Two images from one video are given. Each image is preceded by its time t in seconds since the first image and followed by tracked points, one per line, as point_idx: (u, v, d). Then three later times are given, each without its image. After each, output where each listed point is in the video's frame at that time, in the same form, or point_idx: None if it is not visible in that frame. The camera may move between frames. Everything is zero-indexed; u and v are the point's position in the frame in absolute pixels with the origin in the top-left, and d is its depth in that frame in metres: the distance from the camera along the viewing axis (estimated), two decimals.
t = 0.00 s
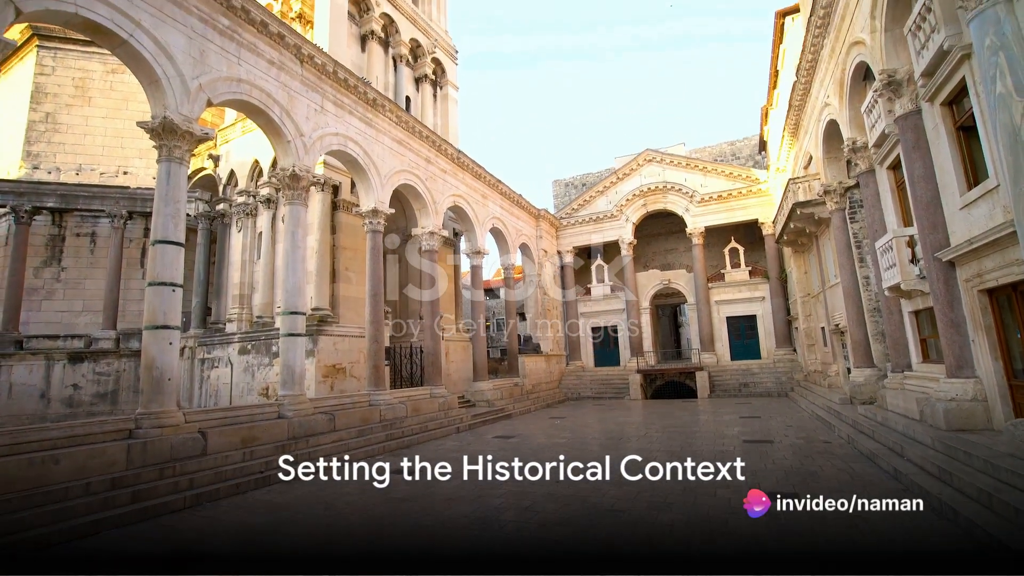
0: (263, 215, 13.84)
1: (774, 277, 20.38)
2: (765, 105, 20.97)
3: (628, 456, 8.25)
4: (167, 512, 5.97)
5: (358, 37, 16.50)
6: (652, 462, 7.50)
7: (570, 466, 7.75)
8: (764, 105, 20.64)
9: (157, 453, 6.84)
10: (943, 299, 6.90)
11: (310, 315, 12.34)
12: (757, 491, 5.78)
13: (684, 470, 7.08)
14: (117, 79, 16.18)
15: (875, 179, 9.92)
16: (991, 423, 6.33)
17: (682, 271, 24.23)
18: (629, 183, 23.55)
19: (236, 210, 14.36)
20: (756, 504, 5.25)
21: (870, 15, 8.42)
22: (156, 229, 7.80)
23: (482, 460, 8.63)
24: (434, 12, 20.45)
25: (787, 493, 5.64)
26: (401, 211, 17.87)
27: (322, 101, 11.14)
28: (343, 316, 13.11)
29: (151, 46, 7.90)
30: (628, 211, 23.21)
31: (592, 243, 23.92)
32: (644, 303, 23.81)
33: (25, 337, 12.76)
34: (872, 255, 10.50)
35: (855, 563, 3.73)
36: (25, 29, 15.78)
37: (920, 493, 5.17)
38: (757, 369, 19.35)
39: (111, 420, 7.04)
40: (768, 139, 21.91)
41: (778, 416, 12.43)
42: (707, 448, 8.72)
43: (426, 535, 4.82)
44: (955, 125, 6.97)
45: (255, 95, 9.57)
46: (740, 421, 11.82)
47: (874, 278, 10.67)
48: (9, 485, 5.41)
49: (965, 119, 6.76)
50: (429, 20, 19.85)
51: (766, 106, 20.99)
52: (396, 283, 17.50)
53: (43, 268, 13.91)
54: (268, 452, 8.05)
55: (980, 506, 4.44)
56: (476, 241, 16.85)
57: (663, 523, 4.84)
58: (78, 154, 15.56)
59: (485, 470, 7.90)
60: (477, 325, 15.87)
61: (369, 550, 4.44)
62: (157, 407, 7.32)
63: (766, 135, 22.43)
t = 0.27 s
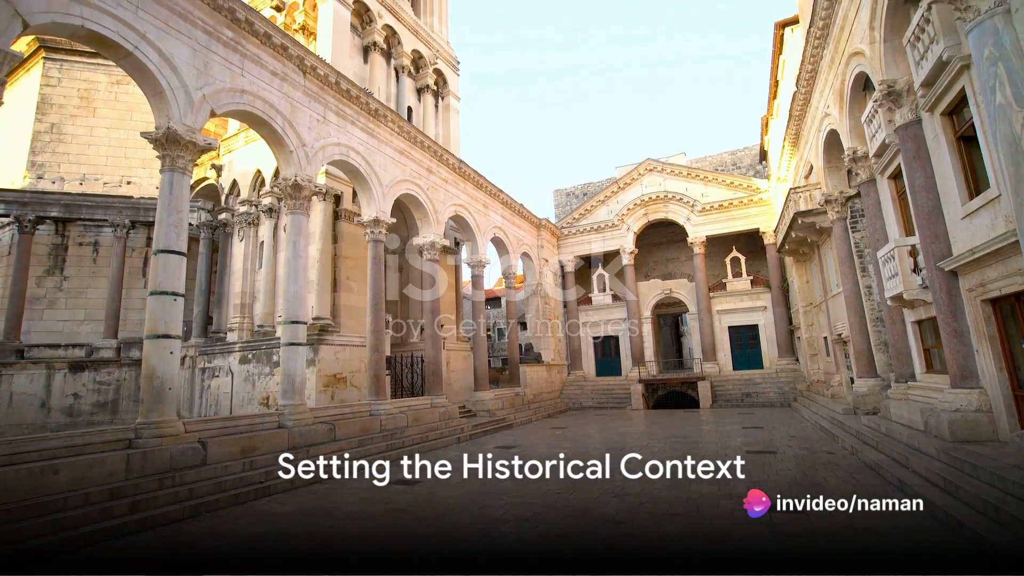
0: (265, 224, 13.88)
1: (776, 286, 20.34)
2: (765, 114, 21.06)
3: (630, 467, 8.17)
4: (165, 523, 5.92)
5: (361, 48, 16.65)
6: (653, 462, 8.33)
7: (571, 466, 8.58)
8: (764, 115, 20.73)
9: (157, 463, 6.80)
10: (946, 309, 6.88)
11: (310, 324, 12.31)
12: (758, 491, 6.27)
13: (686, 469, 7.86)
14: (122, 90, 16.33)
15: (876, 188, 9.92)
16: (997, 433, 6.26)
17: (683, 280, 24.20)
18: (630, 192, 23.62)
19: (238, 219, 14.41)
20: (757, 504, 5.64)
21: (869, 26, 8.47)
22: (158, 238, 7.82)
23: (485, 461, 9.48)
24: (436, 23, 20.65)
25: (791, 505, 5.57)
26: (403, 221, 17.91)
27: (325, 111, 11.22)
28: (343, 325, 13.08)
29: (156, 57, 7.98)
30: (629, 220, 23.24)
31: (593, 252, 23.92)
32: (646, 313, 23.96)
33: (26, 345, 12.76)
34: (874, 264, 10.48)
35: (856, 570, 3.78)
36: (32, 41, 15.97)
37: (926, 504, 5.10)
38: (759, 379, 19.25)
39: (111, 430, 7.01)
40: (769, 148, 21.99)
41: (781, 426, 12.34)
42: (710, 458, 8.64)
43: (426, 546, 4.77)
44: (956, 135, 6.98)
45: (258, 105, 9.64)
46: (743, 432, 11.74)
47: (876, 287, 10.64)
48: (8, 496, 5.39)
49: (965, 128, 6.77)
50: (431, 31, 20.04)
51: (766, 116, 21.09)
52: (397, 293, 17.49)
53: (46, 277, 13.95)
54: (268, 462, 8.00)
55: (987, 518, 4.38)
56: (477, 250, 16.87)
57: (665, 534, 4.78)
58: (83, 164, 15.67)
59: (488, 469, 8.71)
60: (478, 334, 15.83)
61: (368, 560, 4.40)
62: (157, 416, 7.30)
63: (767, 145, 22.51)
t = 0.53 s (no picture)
0: (267, 232, 13.91)
1: (777, 294, 20.30)
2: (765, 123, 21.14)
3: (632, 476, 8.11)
4: (164, 531, 5.88)
5: (363, 58, 16.78)
6: (654, 463, 8.97)
7: (571, 465, 9.21)
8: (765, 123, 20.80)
9: (157, 470, 6.77)
10: (949, 317, 6.86)
11: (311, 331, 12.30)
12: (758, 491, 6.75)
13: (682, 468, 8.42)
14: (127, 99, 16.47)
15: (877, 196, 9.93)
16: (1002, 443, 6.20)
17: (685, 288, 24.18)
18: (631, 200, 23.67)
19: (240, 227, 14.46)
20: (756, 504, 6.03)
21: (869, 36, 8.52)
22: (160, 245, 7.83)
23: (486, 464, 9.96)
24: (439, 33, 20.82)
25: (794, 515, 5.51)
26: (404, 228, 17.95)
27: (328, 119, 11.30)
28: (344, 332, 13.07)
29: (160, 66, 8.05)
30: (630, 228, 23.28)
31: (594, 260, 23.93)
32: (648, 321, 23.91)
33: (28, 352, 12.77)
34: (875, 272, 10.47)
35: None
36: (39, 50, 16.13)
37: (932, 516, 5.04)
38: (761, 387, 19.16)
39: (111, 437, 6.98)
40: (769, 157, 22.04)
41: (784, 435, 12.26)
42: (712, 468, 8.57)
43: (426, 556, 4.72)
44: (956, 143, 7.00)
45: (260, 114, 9.70)
46: (745, 441, 11.67)
47: (878, 296, 10.62)
48: (6, 503, 5.36)
49: (966, 137, 6.79)
50: (433, 41, 20.19)
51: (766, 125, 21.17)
52: (398, 300, 17.49)
53: (48, 283, 13.99)
54: (268, 470, 7.96)
55: (994, 530, 4.32)
56: (478, 258, 16.89)
57: (668, 545, 4.73)
58: (86, 171, 15.76)
59: (488, 470, 9.20)
60: (480, 341, 15.81)
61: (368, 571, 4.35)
62: (157, 424, 7.27)
63: (767, 153, 22.57)
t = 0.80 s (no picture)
0: (269, 240, 13.94)
1: (779, 304, 20.29)
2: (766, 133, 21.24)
3: (633, 486, 8.07)
4: (162, 541, 5.84)
5: (366, 67, 16.93)
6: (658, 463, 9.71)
7: (571, 475, 9.24)
8: (765, 133, 20.90)
9: (155, 479, 6.73)
10: (951, 327, 6.85)
11: (312, 339, 12.29)
12: (757, 491, 7.39)
13: (681, 473, 9.06)
14: (132, 107, 16.61)
15: (878, 206, 9.95)
16: (1006, 455, 6.16)
17: (686, 297, 24.16)
18: (632, 209, 23.74)
19: (243, 235, 14.51)
20: (756, 503, 6.62)
21: (868, 47, 8.59)
22: (163, 253, 7.86)
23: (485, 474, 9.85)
24: (442, 43, 21.00)
25: (797, 527, 5.46)
26: (406, 237, 17.98)
27: (330, 129, 11.37)
28: (345, 340, 13.06)
29: (166, 76, 8.12)
30: (631, 237, 23.32)
31: (595, 269, 23.96)
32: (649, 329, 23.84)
33: (29, 359, 12.76)
34: (877, 282, 10.46)
35: None
36: (46, 59, 16.29)
37: (936, 528, 4.99)
38: (763, 397, 19.08)
39: (110, 445, 6.96)
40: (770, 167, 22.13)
41: (786, 445, 12.20)
42: (714, 478, 8.53)
43: (426, 567, 4.69)
44: (956, 154, 7.03)
45: (264, 123, 9.76)
46: (747, 451, 11.62)
47: (880, 305, 10.61)
48: (3, 512, 5.33)
49: (965, 147, 6.82)
50: (436, 51, 20.37)
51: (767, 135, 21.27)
52: (399, 308, 17.48)
53: (50, 290, 14.02)
54: (267, 479, 7.93)
55: (1000, 543, 4.27)
56: (480, 266, 16.91)
57: (669, 557, 4.70)
58: (91, 179, 15.85)
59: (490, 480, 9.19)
60: (481, 350, 15.79)
61: None
62: (157, 432, 7.25)
63: (768, 163, 22.66)
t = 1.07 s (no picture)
0: (271, 248, 13.97)
1: (781, 314, 20.22)
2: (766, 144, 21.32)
3: (635, 497, 7.99)
4: (161, 552, 5.80)
5: (369, 78, 17.07)
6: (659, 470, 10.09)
7: (572, 486, 9.17)
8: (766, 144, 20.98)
9: (154, 488, 6.69)
10: (955, 338, 6.82)
11: (313, 348, 12.28)
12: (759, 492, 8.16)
13: (682, 484, 9.03)
14: (138, 117, 16.75)
15: (880, 216, 9.96)
16: (1014, 467, 6.09)
17: (688, 307, 24.11)
18: (634, 219, 23.80)
19: (245, 243, 14.55)
20: (759, 503, 7.31)
21: (868, 59, 8.64)
22: (165, 261, 7.88)
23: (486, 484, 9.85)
24: (444, 54, 21.17)
25: (801, 540, 5.39)
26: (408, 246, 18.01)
27: (333, 138, 11.45)
28: (347, 349, 13.04)
29: (171, 86, 8.19)
30: (633, 246, 23.34)
31: (597, 278, 23.96)
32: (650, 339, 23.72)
33: (30, 366, 12.76)
34: (879, 292, 10.44)
35: None
36: (53, 70, 16.47)
37: (943, 542, 4.93)
38: (766, 408, 18.96)
39: (109, 454, 6.92)
40: (771, 177, 22.17)
41: (790, 456, 12.09)
42: (718, 490, 8.45)
43: None
44: (957, 164, 7.04)
45: (267, 132, 9.83)
46: (750, 462, 11.52)
47: (883, 315, 10.58)
48: None
49: (966, 158, 6.82)
50: (438, 62, 20.55)
51: (767, 145, 21.34)
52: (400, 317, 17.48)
53: (53, 298, 14.05)
54: (266, 489, 7.87)
55: (1008, 558, 4.21)
56: (482, 275, 16.94)
57: (671, 570, 4.64)
58: (95, 188, 15.95)
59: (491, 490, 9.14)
60: (482, 359, 15.76)
61: None
62: (157, 441, 7.21)
63: (769, 173, 22.72)
